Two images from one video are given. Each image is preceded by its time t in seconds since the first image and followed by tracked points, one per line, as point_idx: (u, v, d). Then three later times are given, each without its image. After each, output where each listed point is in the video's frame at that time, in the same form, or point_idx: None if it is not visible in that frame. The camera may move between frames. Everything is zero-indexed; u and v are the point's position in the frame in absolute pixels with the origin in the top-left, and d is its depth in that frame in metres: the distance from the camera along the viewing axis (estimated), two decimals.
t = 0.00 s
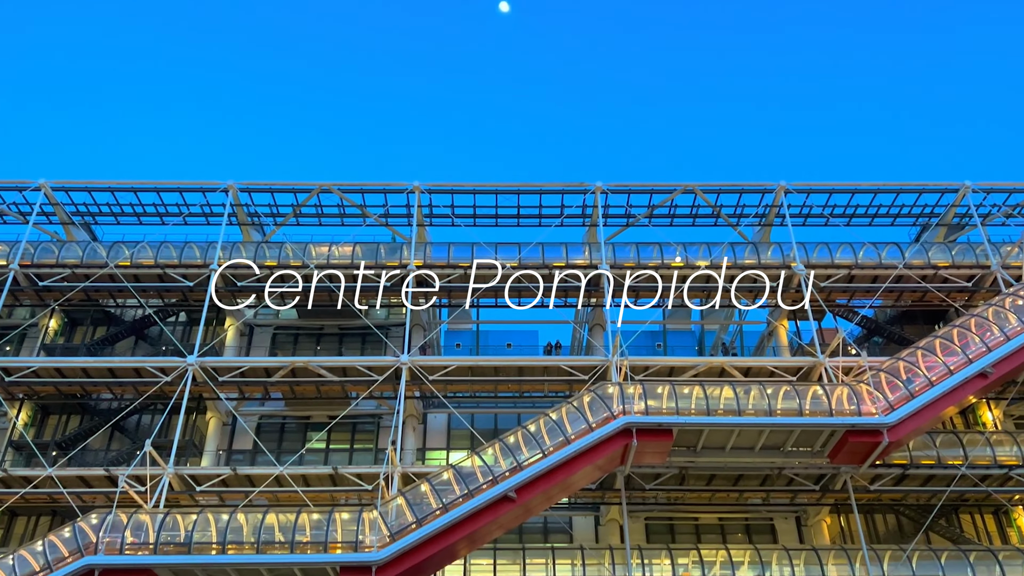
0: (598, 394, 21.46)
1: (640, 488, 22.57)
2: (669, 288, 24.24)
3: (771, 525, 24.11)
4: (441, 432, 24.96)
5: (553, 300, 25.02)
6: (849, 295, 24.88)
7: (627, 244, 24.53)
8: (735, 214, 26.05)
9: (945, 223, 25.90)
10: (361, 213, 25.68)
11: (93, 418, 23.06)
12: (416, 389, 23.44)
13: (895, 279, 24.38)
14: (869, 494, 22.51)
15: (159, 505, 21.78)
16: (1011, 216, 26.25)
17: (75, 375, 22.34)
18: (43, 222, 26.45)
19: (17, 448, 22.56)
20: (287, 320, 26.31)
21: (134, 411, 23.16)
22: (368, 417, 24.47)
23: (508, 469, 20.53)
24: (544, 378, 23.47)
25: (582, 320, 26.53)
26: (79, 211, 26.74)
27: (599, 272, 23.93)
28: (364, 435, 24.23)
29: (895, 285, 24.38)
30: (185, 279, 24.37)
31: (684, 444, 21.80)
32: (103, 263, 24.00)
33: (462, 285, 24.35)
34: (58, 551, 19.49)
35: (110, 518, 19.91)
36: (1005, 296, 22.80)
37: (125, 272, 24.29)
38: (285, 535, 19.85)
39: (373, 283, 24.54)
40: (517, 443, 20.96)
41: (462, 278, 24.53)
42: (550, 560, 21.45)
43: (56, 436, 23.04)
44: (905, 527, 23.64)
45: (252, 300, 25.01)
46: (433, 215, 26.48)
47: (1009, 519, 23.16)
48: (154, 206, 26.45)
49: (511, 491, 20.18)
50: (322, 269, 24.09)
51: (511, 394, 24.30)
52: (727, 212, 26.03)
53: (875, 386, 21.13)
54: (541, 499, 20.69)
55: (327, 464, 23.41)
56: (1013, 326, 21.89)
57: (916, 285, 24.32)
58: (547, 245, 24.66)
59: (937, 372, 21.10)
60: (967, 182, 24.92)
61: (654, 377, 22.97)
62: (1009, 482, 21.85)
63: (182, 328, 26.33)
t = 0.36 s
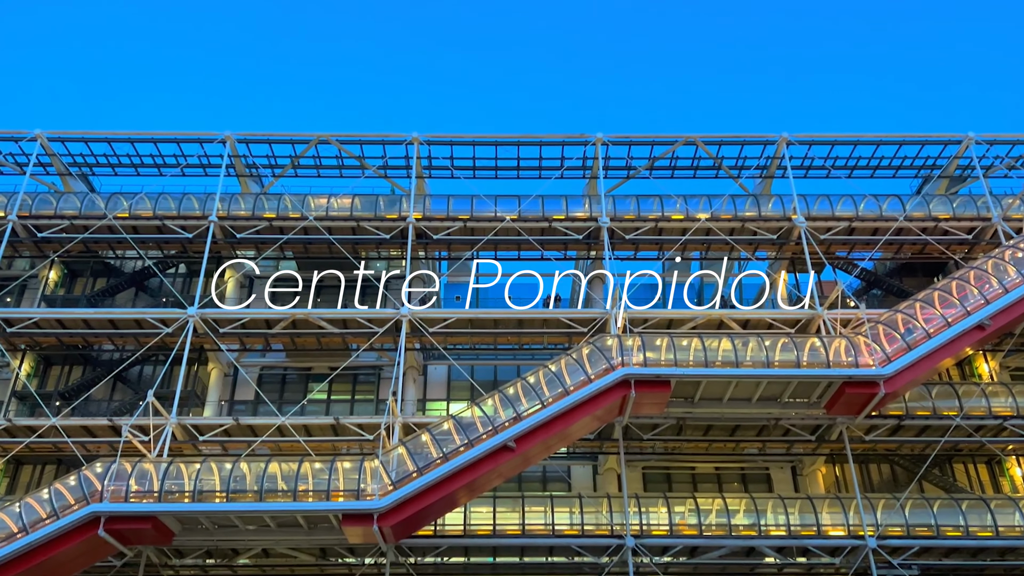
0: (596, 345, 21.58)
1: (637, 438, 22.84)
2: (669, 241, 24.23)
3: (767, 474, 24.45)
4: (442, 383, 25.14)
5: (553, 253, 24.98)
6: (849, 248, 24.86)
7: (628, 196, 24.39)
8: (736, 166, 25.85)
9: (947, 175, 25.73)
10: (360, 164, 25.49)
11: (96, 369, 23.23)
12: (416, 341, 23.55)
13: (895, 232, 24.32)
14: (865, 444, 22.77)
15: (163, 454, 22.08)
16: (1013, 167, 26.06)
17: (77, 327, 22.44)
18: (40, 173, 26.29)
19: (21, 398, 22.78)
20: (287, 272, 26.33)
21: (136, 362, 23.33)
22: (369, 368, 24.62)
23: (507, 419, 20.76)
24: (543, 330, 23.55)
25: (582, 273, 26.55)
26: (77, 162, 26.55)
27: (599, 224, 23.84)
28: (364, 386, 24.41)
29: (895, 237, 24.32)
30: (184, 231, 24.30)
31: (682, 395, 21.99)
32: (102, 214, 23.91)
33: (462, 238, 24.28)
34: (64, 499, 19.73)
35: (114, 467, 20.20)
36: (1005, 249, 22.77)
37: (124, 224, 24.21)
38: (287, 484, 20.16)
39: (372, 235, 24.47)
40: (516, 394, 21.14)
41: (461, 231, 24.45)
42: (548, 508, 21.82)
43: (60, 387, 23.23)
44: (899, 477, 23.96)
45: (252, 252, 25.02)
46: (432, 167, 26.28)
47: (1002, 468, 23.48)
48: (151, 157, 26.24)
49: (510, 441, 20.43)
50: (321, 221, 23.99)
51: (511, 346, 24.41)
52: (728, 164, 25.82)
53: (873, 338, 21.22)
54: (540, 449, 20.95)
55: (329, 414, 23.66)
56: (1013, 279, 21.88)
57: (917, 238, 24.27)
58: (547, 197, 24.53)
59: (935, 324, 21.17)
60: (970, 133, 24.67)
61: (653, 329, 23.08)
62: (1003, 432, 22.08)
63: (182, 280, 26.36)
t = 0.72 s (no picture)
0: (596, 298, 21.63)
1: (636, 389, 23.03)
2: (669, 192, 24.08)
3: (764, 425, 24.71)
4: (442, 335, 25.23)
5: (553, 205, 24.86)
6: (850, 199, 24.75)
7: (629, 148, 24.20)
8: (738, 116, 25.60)
9: (951, 126, 25.52)
10: (358, 115, 25.24)
11: (97, 320, 23.38)
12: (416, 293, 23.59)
13: (897, 183, 24.20)
14: (861, 395, 22.97)
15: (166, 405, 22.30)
16: (1018, 118, 25.82)
17: (77, 278, 22.48)
18: (35, 124, 26.06)
19: (24, 349, 22.96)
20: (286, 224, 26.26)
21: (137, 314, 23.43)
22: (369, 320, 24.70)
23: (507, 371, 20.91)
24: (543, 283, 23.58)
25: (581, 226, 26.48)
26: (72, 112, 26.29)
27: (599, 176, 23.69)
28: (365, 339, 24.53)
29: (896, 189, 24.21)
30: (182, 182, 24.16)
31: (680, 346, 22.11)
32: (99, 166, 23.77)
33: (461, 190, 24.15)
34: (69, 449, 19.96)
35: (118, 417, 20.43)
36: (1007, 200, 22.68)
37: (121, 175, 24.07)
38: (290, 434, 20.39)
39: (371, 187, 24.31)
40: (516, 346, 21.25)
41: (461, 183, 24.31)
42: (548, 458, 22.11)
43: (62, 338, 23.35)
44: (894, 427, 24.21)
45: (251, 204, 24.93)
46: (431, 118, 26.02)
47: (997, 419, 23.72)
48: (147, 108, 25.97)
49: (510, 392, 20.59)
50: (319, 173, 23.82)
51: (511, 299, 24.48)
52: (730, 115, 25.58)
53: (872, 289, 21.24)
54: (539, 400, 21.14)
55: (330, 366, 23.82)
56: (1014, 230, 21.81)
57: (918, 189, 24.15)
58: (547, 149, 24.31)
59: (934, 276, 21.17)
60: (975, 83, 24.38)
61: (652, 282, 23.10)
62: (999, 383, 22.25)
63: (181, 232, 26.31)
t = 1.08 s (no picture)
0: (595, 248, 21.60)
1: (635, 337, 23.13)
2: (670, 140, 23.85)
3: (761, 372, 24.90)
4: (441, 284, 25.25)
5: (552, 153, 24.66)
6: (852, 147, 24.55)
7: (630, 95, 23.92)
8: (741, 62, 25.25)
9: (955, 72, 25.20)
10: (355, 61, 24.89)
11: (96, 270, 23.41)
12: (416, 243, 23.55)
13: (899, 131, 23.99)
14: (859, 343, 23.10)
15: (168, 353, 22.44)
16: None
17: (75, 227, 22.43)
18: (29, 71, 25.71)
19: (24, 298, 23.03)
20: (283, 173, 26.09)
21: (136, 263, 23.44)
22: (369, 270, 24.69)
23: (506, 320, 20.98)
24: (542, 232, 23.52)
25: (581, 174, 26.30)
26: (65, 59, 25.92)
27: (600, 124, 23.46)
28: (365, 288, 24.56)
29: (899, 136, 24.01)
30: (178, 130, 23.93)
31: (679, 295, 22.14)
32: (94, 113, 23.53)
33: (460, 138, 23.93)
34: (73, 396, 20.11)
35: (120, 365, 20.57)
36: (1009, 147, 22.51)
37: (116, 123, 23.83)
38: (291, 382, 20.56)
39: (369, 135, 24.09)
40: (515, 295, 21.29)
41: (460, 131, 24.08)
42: (547, 405, 22.37)
43: (62, 287, 23.39)
44: (891, 374, 24.39)
45: (248, 153, 24.73)
46: (429, 64, 25.66)
47: (993, 366, 23.89)
48: (141, 54, 25.59)
49: (509, 341, 20.69)
50: (316, 121, 23.60)
51: (510, 249, 24.46)
52: (733, 61, 25.22)
53: (872, 238, 21.20)
54: (539, 349, 21.25)
55: (330, 315, 23.92)
56: (1015, 178, 21.79)
57: (921, 136, 23.96)
58: (547, 96, 24.03)
59: (935, 224, 21.12)
60: (982, 27, 24.00)
61: (652, 231, 23.04)
62: (996, 330, 22.36)
63: (178, 181, 26.17)
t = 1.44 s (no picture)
0: (594, 195, 21.48)
1: (633, 285, 23.16)
2: (670, 85, 23.55)
3: (759, 320, 25.02)
4: (440, 232, 25.19)
5: (551, 99, 24.37)
6: (854, 92, 24.26)
7: (630, 39, 23.56)
8: (743, 5, 24.81)
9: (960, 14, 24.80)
10: (350, 5, 24.43)
11: (93, 218, 23.36)
12: (413, 190, 23.42)
13: (902, 75, 23.69)
14: (857, 290, 23.16)
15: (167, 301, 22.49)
16: None
17: (71, 175, 22.27)
18: (18, 14, 25.25)
19: (22, 246, 23.01)
20: (279, 119, 25.81)
21: (133, 210, 23.37)
22: (367, 217, 24.59)
23: (505, 268, 20.98)
24: (541, 179, 23.38)
25: (580, 120, 26.04)
26: (55, 2, 25.42)
27: (599, 69, 23.14)
28: (364, 236, 24.51)
29: (902, 81, 23.72)
30: (172, 75, 23.59)
31: (677, 243, 22.11)
32: (86, 58, 23.18)
33: (457, 83, 23.62)
34: (73, 344, 20.21)
35: (119, 313, 20.63)
36: (1013, 91, 22.26)
37: (109, 68, 23.48)
38: (291, 329, 20.65)
39: (365, 81, 23.76)
40: (513, 243, 21.26)
41: (457, 76, 23.76)
42: (546, 352, 22.57)
43: (59, 235, 23.36)
44: (888, 321, 24.50)
45: (243, 98, 24.43)
46: (426, 7, 25.20)
47: (989, 312, 24.02)
48: None
49: (508, 288, 20.71)
50: (311, 65, 23.26)
51: (508, 196, 24.35)
52: (735, 3, 24.77)
53: (872, 184, 21.09)
54: (538, 297, 21.30)
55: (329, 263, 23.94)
56: (1017, 122, 21.63)
57: (924, 81, 23.66)
58: (546, 40, 23.66)
59: (935, 170, 21.00)
60: None
61: (651, 177, 22.91)
62: (994, 277, 22.43)
63: (173, 128, 25.92)
